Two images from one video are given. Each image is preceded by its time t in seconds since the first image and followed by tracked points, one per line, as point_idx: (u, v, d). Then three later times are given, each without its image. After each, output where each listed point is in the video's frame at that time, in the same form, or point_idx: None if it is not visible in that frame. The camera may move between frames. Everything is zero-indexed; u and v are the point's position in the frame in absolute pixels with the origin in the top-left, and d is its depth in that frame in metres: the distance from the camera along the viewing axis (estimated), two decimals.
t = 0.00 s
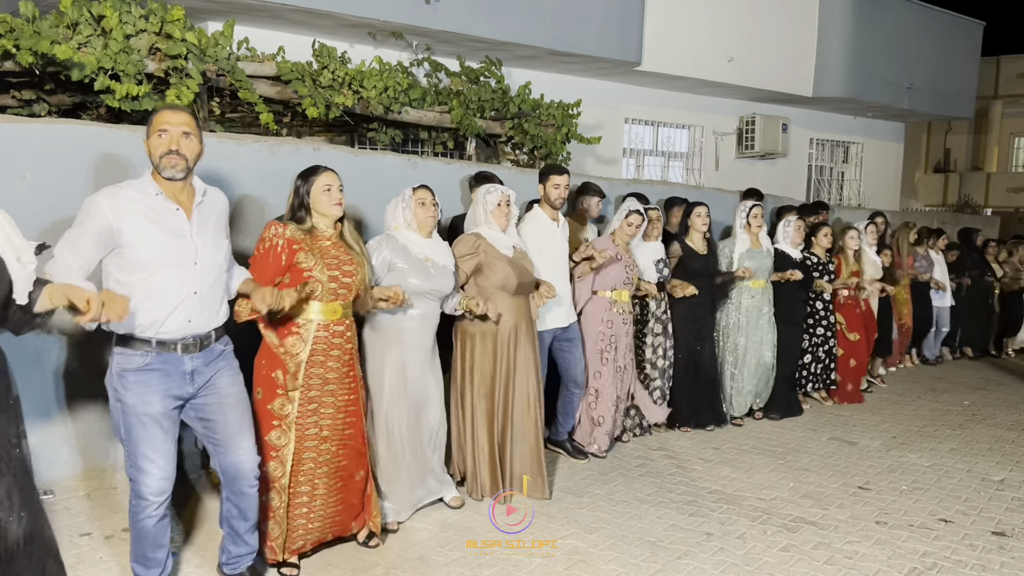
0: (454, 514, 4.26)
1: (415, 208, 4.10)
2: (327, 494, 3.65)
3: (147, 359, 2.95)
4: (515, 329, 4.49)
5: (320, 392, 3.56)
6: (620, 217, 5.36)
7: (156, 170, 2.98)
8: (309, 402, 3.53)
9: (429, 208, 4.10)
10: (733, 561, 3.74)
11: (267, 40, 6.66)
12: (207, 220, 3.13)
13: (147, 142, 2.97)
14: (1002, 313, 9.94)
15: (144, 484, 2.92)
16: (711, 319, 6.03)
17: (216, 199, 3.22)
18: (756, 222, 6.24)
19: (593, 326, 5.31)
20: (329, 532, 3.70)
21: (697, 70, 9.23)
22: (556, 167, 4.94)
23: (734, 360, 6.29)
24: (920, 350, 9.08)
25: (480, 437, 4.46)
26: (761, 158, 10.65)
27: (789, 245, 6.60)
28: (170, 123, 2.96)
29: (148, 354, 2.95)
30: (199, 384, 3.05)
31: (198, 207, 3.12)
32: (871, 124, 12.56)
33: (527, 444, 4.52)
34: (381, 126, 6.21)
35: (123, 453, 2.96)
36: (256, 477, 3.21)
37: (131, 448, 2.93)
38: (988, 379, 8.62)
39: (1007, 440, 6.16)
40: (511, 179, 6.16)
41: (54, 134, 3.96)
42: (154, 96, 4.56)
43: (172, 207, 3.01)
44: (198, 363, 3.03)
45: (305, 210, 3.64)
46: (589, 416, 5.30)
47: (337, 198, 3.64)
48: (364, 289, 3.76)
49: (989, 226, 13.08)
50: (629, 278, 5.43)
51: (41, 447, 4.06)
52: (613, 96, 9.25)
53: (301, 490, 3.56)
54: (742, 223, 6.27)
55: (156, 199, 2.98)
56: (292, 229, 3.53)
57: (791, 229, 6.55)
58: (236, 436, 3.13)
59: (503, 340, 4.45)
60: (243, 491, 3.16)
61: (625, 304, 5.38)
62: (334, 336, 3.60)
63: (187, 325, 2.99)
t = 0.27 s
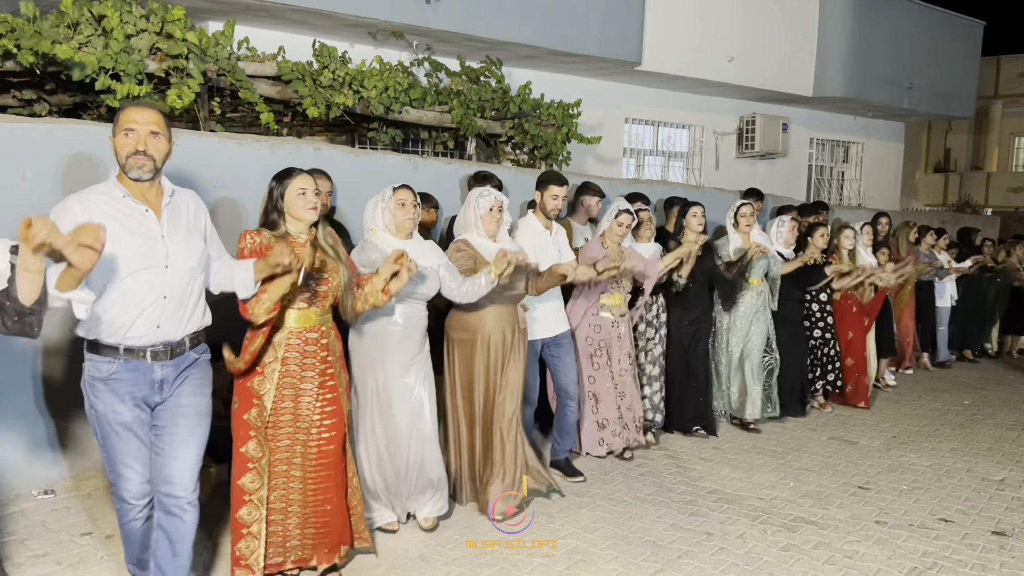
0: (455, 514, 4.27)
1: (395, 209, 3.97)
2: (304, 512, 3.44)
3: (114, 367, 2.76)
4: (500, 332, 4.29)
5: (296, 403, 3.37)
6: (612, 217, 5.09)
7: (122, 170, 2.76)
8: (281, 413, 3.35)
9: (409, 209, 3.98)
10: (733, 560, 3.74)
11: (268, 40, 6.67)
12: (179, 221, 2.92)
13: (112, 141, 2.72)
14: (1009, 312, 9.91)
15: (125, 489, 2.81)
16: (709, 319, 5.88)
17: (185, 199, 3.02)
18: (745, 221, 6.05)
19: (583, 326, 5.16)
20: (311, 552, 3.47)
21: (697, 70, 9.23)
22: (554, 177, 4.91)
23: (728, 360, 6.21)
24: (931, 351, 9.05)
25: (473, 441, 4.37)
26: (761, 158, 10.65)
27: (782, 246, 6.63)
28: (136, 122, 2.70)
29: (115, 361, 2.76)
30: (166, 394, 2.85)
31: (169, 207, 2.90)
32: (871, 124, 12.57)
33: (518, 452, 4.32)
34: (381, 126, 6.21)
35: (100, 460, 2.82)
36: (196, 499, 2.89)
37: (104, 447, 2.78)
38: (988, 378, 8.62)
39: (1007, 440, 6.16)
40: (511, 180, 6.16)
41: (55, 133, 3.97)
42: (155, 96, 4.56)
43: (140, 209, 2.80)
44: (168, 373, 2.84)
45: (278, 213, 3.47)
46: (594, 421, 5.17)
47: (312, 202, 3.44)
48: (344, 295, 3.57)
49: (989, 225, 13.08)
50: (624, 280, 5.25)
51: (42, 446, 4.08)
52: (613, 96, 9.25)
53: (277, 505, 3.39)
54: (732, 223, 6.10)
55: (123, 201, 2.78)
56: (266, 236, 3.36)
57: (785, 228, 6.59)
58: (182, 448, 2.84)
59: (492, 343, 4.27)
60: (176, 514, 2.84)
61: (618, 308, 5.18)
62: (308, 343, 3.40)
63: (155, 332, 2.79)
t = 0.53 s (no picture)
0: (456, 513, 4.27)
1: (385, 205, 3.88)
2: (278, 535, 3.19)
3: (80, 378, 2.64)
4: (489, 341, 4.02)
5: (276, 420, 3.14)
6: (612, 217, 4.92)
7: (90, 167, 2.63)
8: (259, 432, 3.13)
9: (399, 205, 3.88)
10: (734, 559, 3.74)
11: (269, 39, 6.67)
12: (152, 219, 2.77)
13: (80, 137, 2.62)
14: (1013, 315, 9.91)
15: (86, 509, 2.74)
16: (711, 322, 5.80)
17: (161, 195, 2.87)
18: (743, 221, 5.95)
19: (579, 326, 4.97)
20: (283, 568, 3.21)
21: (697, 69, 9.22)
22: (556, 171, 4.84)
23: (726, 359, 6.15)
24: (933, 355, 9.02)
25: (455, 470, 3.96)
26: (761, 157, 10.65)
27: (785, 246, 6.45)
28: (104, 115, 2.60)
29: (82, 379, 2.64)
30: (131, 407, 2.72)
31: (141, 205, 2.76)
32: (871, 124, 12.57)
33: (505, 471, 4.02)
34: (382, 126, 6.21)
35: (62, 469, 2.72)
36: (158, 520, 2.78)
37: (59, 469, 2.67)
38: (988, 378, 8.60)
39: (1008, 440, 6.15)
40: (511, 179, 6.15)
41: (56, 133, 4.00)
42: (155, 95, 4.56)
43: (110, 207, 2.67)
44: (136, 385, 2.71)
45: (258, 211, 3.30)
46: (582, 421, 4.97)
47: (294, 199, 3.26)
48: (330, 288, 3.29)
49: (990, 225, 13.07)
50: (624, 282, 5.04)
51: (43, 445, 4.08)
52: (613, 96, 9.25)
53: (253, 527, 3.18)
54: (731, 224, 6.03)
55: (92, 198, 2.64)
56: (246, 233, 3.27)
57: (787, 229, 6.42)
58: (144, 468, 2.73)
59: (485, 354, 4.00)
60: (135, 536, 2.73)
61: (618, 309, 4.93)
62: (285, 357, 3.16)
63: (122, 338, 2.66)
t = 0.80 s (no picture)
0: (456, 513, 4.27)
1: (386, 210, 3.72)
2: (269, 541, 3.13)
3: (52, 380, 2.54)
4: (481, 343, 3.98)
5: (263, 420, 3.07)
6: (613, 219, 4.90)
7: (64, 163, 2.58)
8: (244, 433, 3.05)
9: (401, 210, 3.71)
10: (736, 558, 3.74)
11: (269, 38, 6.67)
12: (131, 221, 2.71)
13: (53, 132, 2.56)
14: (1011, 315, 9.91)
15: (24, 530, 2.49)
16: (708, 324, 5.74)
17: (139, 196, 2.81)
18: (749, 221, 5.89)
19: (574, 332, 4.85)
20: None
21: (697, 69, 9.22)
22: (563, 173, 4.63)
23: (725, 360, 6.08)
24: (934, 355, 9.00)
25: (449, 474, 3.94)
26: (762, 157, 10.65)
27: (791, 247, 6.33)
28: (78, 108, 2.55)
29: (53, 373, 2.54)
30: (109, 412, 2.62)
31: (118, 206, 2.70)
32: (872, 124, 12.58)
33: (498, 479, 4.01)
34: (383, 125, 6.21)
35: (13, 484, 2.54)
36: (145, 529, 2.74)
37: (19, 476, 2.52)
38: (989, 378, 8.59)
39: (1009, 440, 6.14)
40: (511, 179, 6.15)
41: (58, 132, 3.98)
42: (155, 95, 4.56)
43: (84, 206, 2.61)
44: (114, 387, 2.62)
45: (251, 214, 3.22)
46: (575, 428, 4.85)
47: (288, 202, 3.20)
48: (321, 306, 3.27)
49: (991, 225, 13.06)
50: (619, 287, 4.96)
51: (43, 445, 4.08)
52: (613, 96, 9.25)
53: (240, 531, 3.10)
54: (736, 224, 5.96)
55: (65, 196, 2.59)
56: (236, 239, 3.14)
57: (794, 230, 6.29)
58: (128, 477, 2.67)
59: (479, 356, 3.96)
60: (122, 546, 2.69)
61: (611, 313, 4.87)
62: (275, 356, 3.10)
63: (98, 341, 2.58)
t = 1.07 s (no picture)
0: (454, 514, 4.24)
1: (358, 198, 3.63)
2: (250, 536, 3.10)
3: (11, 383, 2.52)
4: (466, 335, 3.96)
5: (243, 416, 3.00)
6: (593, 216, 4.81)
7: (15, 157, 2.56)
8: (224, 429, 2.98)
9: (372, 199, 3.63)
10: (738, 558, 3.74)
11: (271, 38, 6.67)
12: (85, 216, 2.72)
13: (3, 125, 2.54)
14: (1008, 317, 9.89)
15: None
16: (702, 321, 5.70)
17: (90, 189, 2.81)
18: (737, 219, 5.91)
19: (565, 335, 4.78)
20: None
21: (698, 69, 9.22)
22: (545, 162, 4.59)
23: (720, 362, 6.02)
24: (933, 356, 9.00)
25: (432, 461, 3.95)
26: (763, 157, 10.65)
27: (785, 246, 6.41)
28: (29, 102, 2.54)
29: (13, 376, 2.53)
30: (73, 414, 2.64)
31: (72, 199, 2.70)
32: (872, 123, 12.57)
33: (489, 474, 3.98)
34: (384, 125, 6.20)
35: None
36: (123, 529, 2.80)
37: None
38: (990, 378, 8.59)
39: (1011, 440, 6.13)
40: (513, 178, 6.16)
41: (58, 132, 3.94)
42: (156, 94, 4.56)
43: (38, 199, 2.60)
44: (77, 388, 2.64)
45: (222, 205, 3.13)
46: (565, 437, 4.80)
47: (260, 193, 3.10)
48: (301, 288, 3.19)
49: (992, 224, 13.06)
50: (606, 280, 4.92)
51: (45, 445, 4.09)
52: (614, 96, 9.25)
53: (216, 529, 3.02)
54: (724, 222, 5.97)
55: (17, 190, 2.58)
56: (210, 229, 3.10)
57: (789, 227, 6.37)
58: (101, 479, 2.71)
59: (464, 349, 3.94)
60: (104, 547, 2.76)
61: (602, 309, 4.85)
62: (258, 351, 3.04)
63: (63, 337, 2.60)
